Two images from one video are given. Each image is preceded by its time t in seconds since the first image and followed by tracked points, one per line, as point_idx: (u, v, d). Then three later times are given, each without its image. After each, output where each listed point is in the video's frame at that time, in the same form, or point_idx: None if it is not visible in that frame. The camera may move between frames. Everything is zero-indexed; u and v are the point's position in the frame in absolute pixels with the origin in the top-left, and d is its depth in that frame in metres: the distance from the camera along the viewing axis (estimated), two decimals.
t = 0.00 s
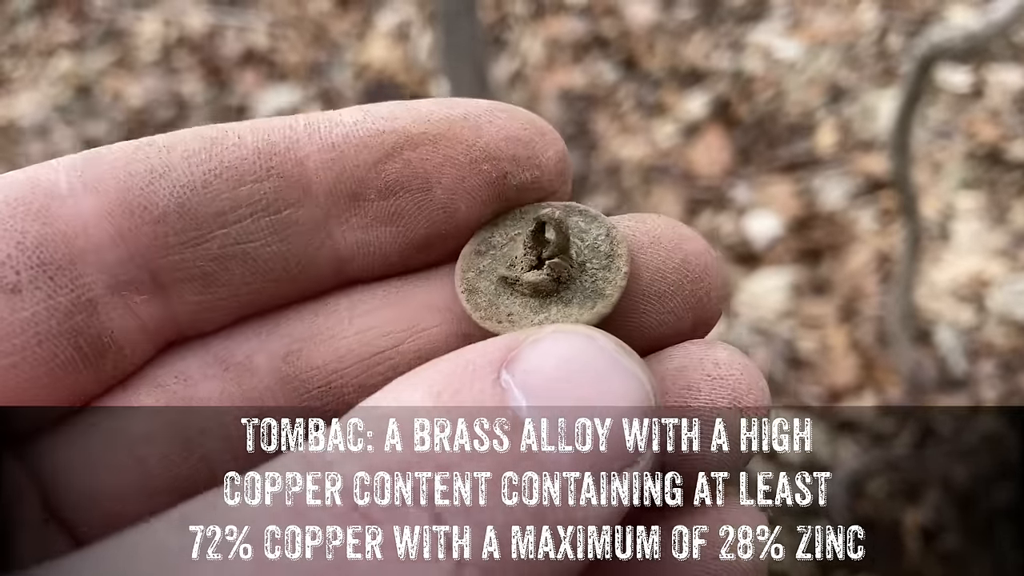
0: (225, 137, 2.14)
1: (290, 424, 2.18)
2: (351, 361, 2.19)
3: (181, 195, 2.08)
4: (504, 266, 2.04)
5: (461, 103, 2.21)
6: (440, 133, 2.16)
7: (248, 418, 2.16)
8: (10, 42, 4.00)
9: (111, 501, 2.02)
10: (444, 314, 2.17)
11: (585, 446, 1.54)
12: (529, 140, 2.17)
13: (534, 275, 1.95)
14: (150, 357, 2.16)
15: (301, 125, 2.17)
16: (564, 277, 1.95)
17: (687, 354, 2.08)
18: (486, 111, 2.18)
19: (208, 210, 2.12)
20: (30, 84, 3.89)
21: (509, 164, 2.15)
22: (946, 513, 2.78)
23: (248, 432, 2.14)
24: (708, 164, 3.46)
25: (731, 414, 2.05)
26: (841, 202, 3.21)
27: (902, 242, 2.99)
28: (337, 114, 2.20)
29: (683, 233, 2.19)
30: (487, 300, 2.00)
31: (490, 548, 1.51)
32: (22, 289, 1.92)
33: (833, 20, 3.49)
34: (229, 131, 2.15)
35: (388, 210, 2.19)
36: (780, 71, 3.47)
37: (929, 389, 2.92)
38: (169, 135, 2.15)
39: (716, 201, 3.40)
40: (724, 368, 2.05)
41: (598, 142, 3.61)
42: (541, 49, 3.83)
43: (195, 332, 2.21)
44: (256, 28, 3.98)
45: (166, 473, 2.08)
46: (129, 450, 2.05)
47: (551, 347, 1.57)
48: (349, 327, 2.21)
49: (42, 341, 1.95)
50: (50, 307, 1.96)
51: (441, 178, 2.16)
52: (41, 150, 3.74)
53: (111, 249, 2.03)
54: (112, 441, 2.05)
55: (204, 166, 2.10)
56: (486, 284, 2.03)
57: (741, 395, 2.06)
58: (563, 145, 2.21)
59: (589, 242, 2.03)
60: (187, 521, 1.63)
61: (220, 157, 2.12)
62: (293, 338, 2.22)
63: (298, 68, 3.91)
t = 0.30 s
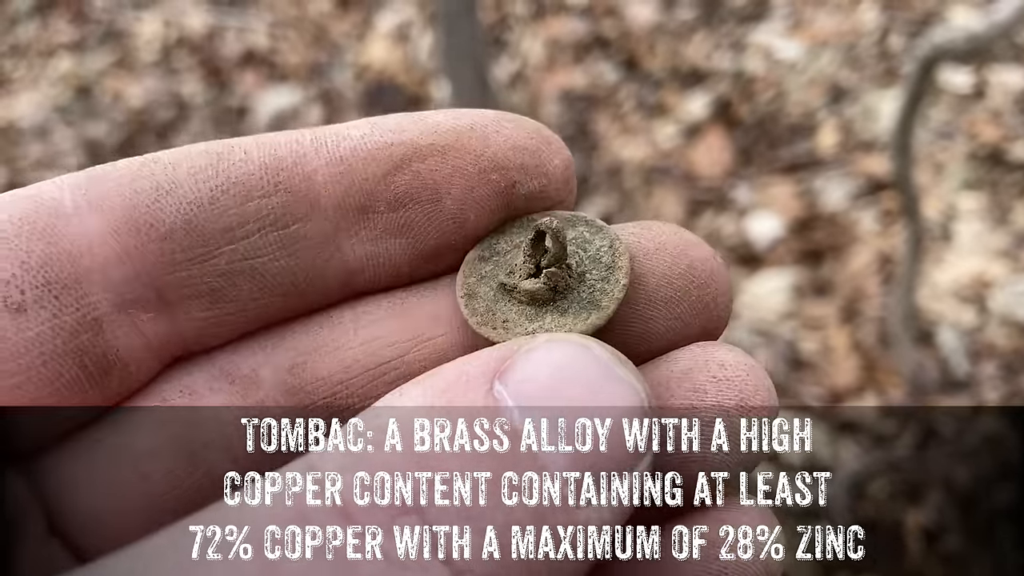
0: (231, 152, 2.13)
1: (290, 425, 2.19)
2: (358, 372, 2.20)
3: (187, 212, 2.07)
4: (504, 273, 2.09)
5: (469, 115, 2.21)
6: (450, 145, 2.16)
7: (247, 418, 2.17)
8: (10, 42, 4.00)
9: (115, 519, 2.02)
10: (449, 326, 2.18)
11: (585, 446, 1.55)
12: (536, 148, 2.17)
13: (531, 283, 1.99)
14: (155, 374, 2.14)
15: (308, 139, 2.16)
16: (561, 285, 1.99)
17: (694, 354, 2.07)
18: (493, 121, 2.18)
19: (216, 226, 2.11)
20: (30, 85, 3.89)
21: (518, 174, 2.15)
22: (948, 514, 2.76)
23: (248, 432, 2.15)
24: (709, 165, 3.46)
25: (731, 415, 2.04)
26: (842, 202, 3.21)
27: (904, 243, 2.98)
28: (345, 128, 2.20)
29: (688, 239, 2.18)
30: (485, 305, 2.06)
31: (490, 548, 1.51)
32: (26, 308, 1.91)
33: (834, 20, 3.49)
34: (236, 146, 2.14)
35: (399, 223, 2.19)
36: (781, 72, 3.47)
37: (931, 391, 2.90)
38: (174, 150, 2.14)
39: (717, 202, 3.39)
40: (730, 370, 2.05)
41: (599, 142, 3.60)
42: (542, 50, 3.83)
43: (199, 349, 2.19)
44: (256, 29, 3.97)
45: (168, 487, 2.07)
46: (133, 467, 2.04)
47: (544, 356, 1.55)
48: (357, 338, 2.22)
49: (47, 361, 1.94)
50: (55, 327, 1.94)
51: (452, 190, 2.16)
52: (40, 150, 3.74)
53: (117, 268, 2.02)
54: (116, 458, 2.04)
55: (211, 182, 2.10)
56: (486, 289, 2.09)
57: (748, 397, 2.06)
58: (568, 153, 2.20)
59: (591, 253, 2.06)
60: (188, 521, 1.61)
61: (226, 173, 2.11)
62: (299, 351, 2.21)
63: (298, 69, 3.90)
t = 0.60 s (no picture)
0: (222, 152, 2.13)
1: (290, 424, 2.20)
2: (348, 368, 2.20)
3: (178, 210, 2.08)
4: (494, 275, 2.09)
5: (457, 115, 2.19)
6: (436, 147, 2.15)
7: (247, 418, 2.19)
8: (9, 43, 4.00)
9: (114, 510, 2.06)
10: (441, 322, 2.16)
11: (585, 446, 1.55)
12: (522, 149, 2.16)
13: (521, 284, 1.98)
14: (152, 367, 2.17)
15: (298, 139, 2.16)
16: (549, 286, 1.98)
17: (678, 348, 2.07)
18: (479, 123, 2.17)
19: (206, 225, 2.11)
20: (28, 86, 3.89)
21: (504, 176, 2.14)
22: (949, 515, 2.78)
23: (248, 432, 2.17)
24: (708, 165, 3.45)
25: (731, 414, 2.04)
26: (842, 203, 3.20)
27: (904, 243, 2.98)
28: (334, 127, 2.19)
29: (672, 238, 2.18)
30: (477, 307, 2.07)
31: (490, 548, 1.52)
32: (26, 304, 1.92)
33: (834, 20, 3.48)
34: (227, 146, 2.13)
35: (384, 223, 2.18)
36: (781, 72, 3.46)
37: (931, 391, 2.91)
38: (166, 149, 2.14)
39: (717, 202, 3.39)
40: (713, 361, 2.04)
41: (598, 143, 3.59)
42: (541, 50, 3.82)
43: (194, 344, 2.20)
44: (255, 29, 3.96)
45: (166, 479, 2.10)
46: (132, 458, 2.08)
47: (536, 359, 1.55)
48: (347, 335, 2.21)
49: (47, 356, 1.96)
50: (54, 323, 1.96)
51: (438, 191, 2.15)
52: (40, 151, 3.74)
53: (112, 265, 2.03)
54: (116, 450, 2.08)
55: (202, 182, 2.10)
56: (476, 292, 2.09)
57: (731, 387, 2.05)
58: (554, 155, 2.20)
59: (578, 250, 2.07)
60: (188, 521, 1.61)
61: (217, 173, 2.11)
62: (288, 347, 2.21)
63: (298, 70, 3.90)
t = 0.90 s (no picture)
0: (217, 146, 2.12)
1: (291, 425, 2.21)
2: (350, 366, 2.20)
3: (173, 205, 2.07)
4: (496, 278, 2.09)
5: (453, 115, 2.18)
6: (430, 148, 2.15)
7: (248, 418, 2.19)
8: (8, 44, 4.01)
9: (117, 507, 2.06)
10: (444, 321, 2.17)
11: (585, 446, 1.55)
12: (519, 152, 2.15)
13: (527, 287, 1.98)
14: (154, 358, 2.17)
15: (294, 136, 2.14)
16: (555, 285, 1.99)
17: (685, 350, 2.06)
18: (476, 123, 2.16)
19: (200, 221, 2.10)
20: (27, 86, 3.89)
21: (499, 179, 2.14)
22: (949, 515, 2.77)
23: (248, 432, 2.18)
24: (708, 166, 3.45)
25: (733, 416, 2.04)
26: (842, 203, 3.20)
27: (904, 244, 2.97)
28: (329, 123, 2.17)
29: (680, 239, 2.17)
30: (483, 314, 2.07)
31: (490, 547, 1.51)
32: (28, 296, 1.92)
33: (833, 20, 3.48)
34: (220, 139, 2.12)
35: (377, 223, 2.18)
36: (780, 72, 3.46)
37: (931, 391, 2.90)
38: (162, 139, 2.13)
39: (716, 202, 3.39)
40: (722, 364, 2.04)
41: (598, 143, 3.59)
42: (540, 50, 3.82)
43: (187, 335, 2.20)
44: (254, 30, 3.96)
45: (167, 476, 2.11)
46: (132, 453, 2.09)
47: (549, 356, 1.56)
48: (350, 332, 2.22)
49: (51, 348, 1.95)
50: (57, 314, 1.96)
51: (431, 193, 2.15)
52: (39, 151, 3.74)
53: (110, 257, 2.03)
54: (112, 446, 2.08)
55: (197, 177, 2.09)
56: (480, 298, 2.09)
57: (739, 391, 2.04)
58: (554, 156, 2.19)
59: (578, 246, 2.06)
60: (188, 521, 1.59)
61: (212, 167, 2.10)
62: (292, 343, 2.22)
63: (297, 70, 3.90)
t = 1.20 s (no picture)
0: (193, 131, 2.11)
1: (290, 424, 2.20)
2: (340, 359, 2.19)
3: (149, 187, 2.08)
4: (495, 287, 2.02)
5: (424, 116, 2.14)
6: (398, 151, 2.12)
7: (247, 418, 2.20)
8: (6, 44, 4.01)
9: (120, 492, 2.07)
10: (433, 320, 2.14)
11: (585, 446, 1.55)
12: (487, 164, 2.09)
13: (530, 284, 1.96)
14: (142, 329, 2.21)
15: (268, 127, 2.12)
16: (553, 273, 1.98)
17: (680, 354, 2.04)
18: (446, 131, 2.11)
19: (174, 205, 2.11)
20: (27, 86, 3.90)
21: (465, 190, 2.10)
22: (948, 515, 2.78)
23: (248, 432, 2.18)
24: (706, 165, 3.45)
25: (732, 416, 2.04)
26: (841, 202, 3.20)
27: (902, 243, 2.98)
28: (301, 116, 2.15)
29: (673, 246, 2.09)
30: (493, 324, 1.99)
31: (490, 548, 1.50)
32: (25, 271, 1.94)
33: (832, 19, 3.48)
34: (198, 125, 2.11)
35: (340, 221, 2.17)
36: (779, 71, 3.46)
37: (931, 391, 2.90)
38: (141, 117, 2.13)
39: (716, 202, 3.38)
40: (716, 366, 2.02)
41: (597, 143, 3.59)
42: (539, 50, 3.81)
43: (166, 306, 2.25)
44: (253, 29, 3.95)
45: (165, 459, 2.11)
46: (129, 437, 2.09)
47: (573, 346, 1.56)
48: (338, 325, 2.20)
49: (52, 318, 1.98)
50: (55, 286, 1.98)
51: (394, 198, 2.14)
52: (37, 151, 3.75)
53: (92, 233, 2.07)
54: (107, 430, 2.07)
55: (172, 162, 2.09)
56: (484, 310, 2.02)
57: (733, 392, 2.03)
58: (527, 167, 2.11)
59: (559, 233, 2.03)
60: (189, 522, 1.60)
61: (187, 152, 2.10)
62: (280, 332, 2.22)
63: (296, 69, 3.90)
